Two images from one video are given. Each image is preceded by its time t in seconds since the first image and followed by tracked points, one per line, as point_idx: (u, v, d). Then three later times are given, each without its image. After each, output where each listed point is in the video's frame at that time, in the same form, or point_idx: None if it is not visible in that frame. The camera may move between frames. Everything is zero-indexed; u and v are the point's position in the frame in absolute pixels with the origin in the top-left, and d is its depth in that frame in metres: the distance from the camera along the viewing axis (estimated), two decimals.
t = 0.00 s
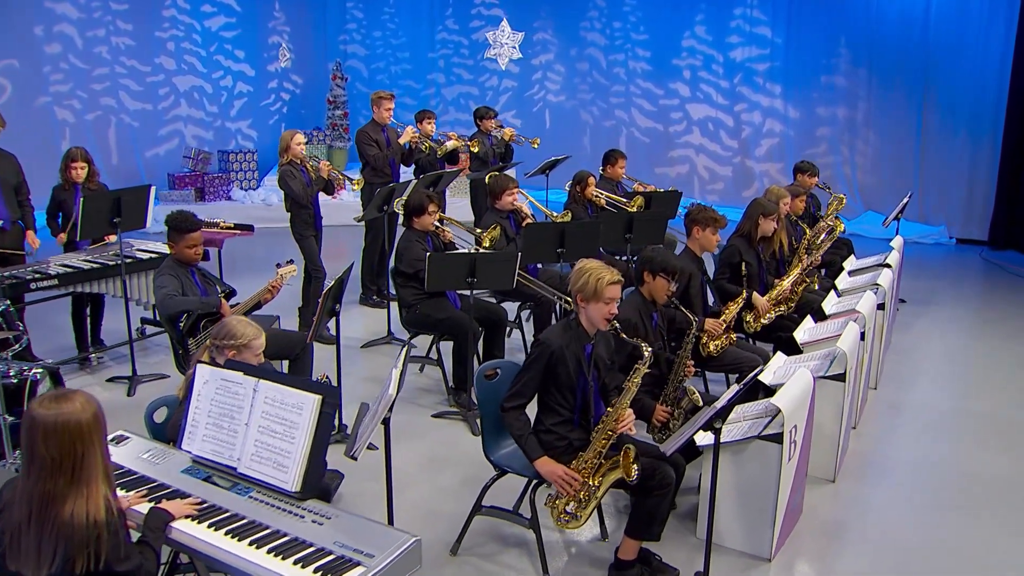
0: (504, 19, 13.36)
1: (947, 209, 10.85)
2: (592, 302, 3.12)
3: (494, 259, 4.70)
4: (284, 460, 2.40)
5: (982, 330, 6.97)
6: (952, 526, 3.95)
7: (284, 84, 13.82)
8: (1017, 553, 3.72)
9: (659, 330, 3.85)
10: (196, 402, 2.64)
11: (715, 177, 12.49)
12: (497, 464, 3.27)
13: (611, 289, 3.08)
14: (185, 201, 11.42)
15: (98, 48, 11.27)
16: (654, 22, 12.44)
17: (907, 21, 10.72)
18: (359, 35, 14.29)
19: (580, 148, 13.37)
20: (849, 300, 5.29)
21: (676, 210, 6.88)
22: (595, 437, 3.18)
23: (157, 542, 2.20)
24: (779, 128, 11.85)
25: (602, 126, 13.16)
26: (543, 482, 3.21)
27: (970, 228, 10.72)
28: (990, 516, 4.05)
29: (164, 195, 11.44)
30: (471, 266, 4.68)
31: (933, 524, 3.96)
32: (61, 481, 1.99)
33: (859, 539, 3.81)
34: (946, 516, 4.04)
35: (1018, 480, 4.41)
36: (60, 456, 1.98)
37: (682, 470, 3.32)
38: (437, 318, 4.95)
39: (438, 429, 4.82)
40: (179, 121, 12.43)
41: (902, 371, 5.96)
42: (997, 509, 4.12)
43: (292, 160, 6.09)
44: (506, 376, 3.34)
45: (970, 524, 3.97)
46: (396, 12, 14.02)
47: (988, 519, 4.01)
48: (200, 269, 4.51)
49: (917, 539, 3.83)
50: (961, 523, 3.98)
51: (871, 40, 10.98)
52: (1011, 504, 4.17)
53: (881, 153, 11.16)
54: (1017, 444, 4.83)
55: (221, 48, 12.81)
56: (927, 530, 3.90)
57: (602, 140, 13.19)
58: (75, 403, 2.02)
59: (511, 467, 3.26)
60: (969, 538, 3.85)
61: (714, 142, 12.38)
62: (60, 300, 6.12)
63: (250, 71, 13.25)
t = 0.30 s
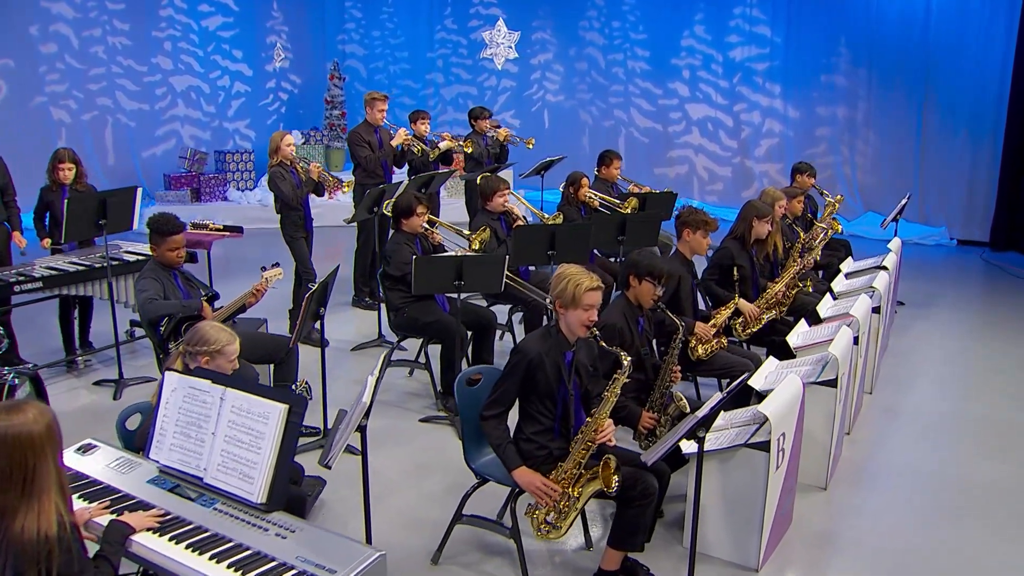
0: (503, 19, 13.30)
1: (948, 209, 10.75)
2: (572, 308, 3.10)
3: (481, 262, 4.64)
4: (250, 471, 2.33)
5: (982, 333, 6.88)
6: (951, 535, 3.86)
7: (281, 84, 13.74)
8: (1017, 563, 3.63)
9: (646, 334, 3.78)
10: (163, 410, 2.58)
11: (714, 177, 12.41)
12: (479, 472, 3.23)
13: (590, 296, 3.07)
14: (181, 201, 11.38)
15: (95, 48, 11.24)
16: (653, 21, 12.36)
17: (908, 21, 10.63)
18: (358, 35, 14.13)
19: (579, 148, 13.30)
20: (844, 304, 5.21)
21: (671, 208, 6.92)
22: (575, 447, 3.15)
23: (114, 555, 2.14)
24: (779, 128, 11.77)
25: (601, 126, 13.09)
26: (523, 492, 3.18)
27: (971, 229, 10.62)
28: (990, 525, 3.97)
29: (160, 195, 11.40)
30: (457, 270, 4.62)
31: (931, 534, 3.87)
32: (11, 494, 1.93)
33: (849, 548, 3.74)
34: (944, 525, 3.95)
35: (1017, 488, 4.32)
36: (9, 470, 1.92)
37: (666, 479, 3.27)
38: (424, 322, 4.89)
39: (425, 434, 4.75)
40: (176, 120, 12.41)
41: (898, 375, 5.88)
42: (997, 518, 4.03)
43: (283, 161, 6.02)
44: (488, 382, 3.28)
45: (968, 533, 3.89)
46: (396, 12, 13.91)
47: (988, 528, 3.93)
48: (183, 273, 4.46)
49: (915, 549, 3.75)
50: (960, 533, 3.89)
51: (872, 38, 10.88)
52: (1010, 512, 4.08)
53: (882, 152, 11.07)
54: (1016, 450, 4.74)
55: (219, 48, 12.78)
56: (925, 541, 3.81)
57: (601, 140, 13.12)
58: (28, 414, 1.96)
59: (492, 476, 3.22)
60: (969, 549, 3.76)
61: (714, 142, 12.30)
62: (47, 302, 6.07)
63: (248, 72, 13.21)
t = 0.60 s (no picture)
0: (502, 19, 13.25)
1: (948, 210, 10.64)
2: (552, 313, 3.05)
3: (467, 266, 4.58)
4: (214, 482, 2.28)
5: (980, 336, 6.79)
6: (944, 545, 3.78)
7: (279, 85, 13.61)
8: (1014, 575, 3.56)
9: (632, 340, 3.72)
10: (129, 419, 2.52)
11: (714, 178, 12.33)
12: (458, 481, 3.18)
13: (570, 300, 3.02)
14: (177, 202, 11.35)
15: (91, 48, 11.20)
16: (652, 21, 12.30)
17: (908, 21, 10.53)
18: (356, 35, 14.00)
19: (577, 148, 13.23)
20: (838, 307, 5.15)
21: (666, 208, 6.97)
22: (555, 455, 3.09)
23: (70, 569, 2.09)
24: (778, 129, 11.68)
25: (600, 126, 13.02)
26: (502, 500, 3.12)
27: (972, 230, 10.49)
28: (990, 534, 3.88)
29: (156, 196, 11.36)
30: (444, 273, 4.56)
31: (926, 543, 3.80)
32: None
33: (838, 557, 3.67)
34: (940, 534, 3.87)
35: (1015, 496, 4.24)
36: None
37: (649, 487, 3.21)
38: (412, 326, 4.84)
39: (411, 438, 4.70)
40: (173, 121, 12.40)
41: (894, 379, 5.80)
42: (994, 527, 3.95)
43: (272, 162, 5.98)
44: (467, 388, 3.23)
45: (964, 543, 3.81)
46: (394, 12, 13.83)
47: (990, 533, 3.89)
48: (165, 275, 4.42)
49: (916, 557, 3.69)
50: (956, 542, 3.81)
51: (872, 37, 10.79)
52: (1009, 520, 4.01)
53: (882, 152, 10.98)
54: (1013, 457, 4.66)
55: (216, 48, 12.76)
56: (921, 549, 3.74)
57: (599, 140, 13.05)
58: None
59: (472, 484, 3.17)
60: (967, 558, 3.68)
61: (713, 142, 12.23)
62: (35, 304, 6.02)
63: (246, 71, 13.19)
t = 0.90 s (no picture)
0: (500, 19, 13.20)
1: (948, 213, 10.48)
2: (532, 317, 2.98)
3: (453, 268, 4.55)
4: (176, 492, 2.23)
5: (978, 340, 6.71)
6: (935, 556, 3.71)
7: (278, 84, 13.76)
8: None
9: (616, 345, 3.66)
10: (94, 428, 2.46)
11: (712, 179, 12.25)
12: (436, 488, 3.13)
13: (550, 304, 2.95)
14: (173, 203, 11.30)
15: (87, 48, 11.14)
16: (651, 20, 12.23)
17: (908, 21, 10.34)
18: (355, 34, 14.15)
19: (576, 149, 13.17)
20: (832, 309, 5.08)
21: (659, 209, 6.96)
22: (534, 463, 3.03)
23: None
24: (778, 129, 11.57)
25: (599, 126, 12.96)
26: (481, 509, 3.06)
27: (972, 232, 10.33)
28: (985, 544, 3.81)
29: (151, 197, 11.31)
30: (429, 275, 4.53)
31: (920, 554, 3.72)
32: None
33: (827, 568, 3.59)
34: (931, 546, 3.78)
35: (1012, 506, 4.15)
36: None
37: (632, 496, 3.15)
38: (398, 329, 4.80)
39: (397, 444, 4.64)
40: (170, 121, 12.38)
41: (889, 384, 5.72)
42: (990, 538, 3.86)
43: (261, 164, 5.94)
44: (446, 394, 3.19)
45: (958, 555, 3.72)
46: (392, 12, 13.85)
47: (992, 536, 3.87)
48: (148, 278, 4.37)
49: (919, 564, 3.65)
50: (952, 553, 3.73)
51: (872, 35, 10.61)
52: (1004, 529, 3.93)
53: (881, 154, 10.82)
54: (1010, 464, 4.58)
55: (214, 47, 12.75)
56: (913, 559, 3.68)
57: (598, 140, 12.99)
58: None
59: (449, 492, 3.12)
60: (965, 568, 3.62)
61: (711, 142, 12.15)
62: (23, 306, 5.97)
63: (244, 71, 13.19)
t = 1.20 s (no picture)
0: (499, 19, 13.14)
1: (948, 213, 10.37)
2: (509, 324, 2.91)
3: (438, 272, 4.52)
4: (137, 504, 2.19)
5: (974, 342, 6.63)
6: (926, 564, 3.66)
7: (277, 84, 13.78)
8: None
9: (598, 351, 3.61)
10: (57, 437, 2.41)
11: (711, 180, 12.18)
12: (413, 496, 3.09)
13: (527, 310, 2.88)
14: (169, 204, 11.27)
15: (84, 49, 11.12)
16: (649, 20, 12.18)
17: (908, 21, 10.23)
18: (353, 34, 14.10)
19: (575, 149, 13.12)
20: (825, 313, 5.00)
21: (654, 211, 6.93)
22: (510, 471, 2.98)
23: None
24: (777, 129, 11.46)
25: (597, 126, 12.89)
26: (457, 517, 3.02)
27: (973, 233, 10.23)
28: (982, 549, 3.78)
29: (148, 197, 11.27)
30: (414, 280, 4.49)
31: (915, 561, 3.67)
32: None
33: None
34: (924, 554, 3.73)
35: (1005, 513, 4.09)
36: None
37: (610, 505, 3.10)
38: (384, 333, 4.76)
39: (382, 448, 4.60)
40: (168, 121, 12.36)
41: (883, 388, 5.66)
42: (982, 547, 3.80)
43: (250, 166, 5.91)
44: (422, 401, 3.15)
45: (949, 564, 3.66)
46: (391, 12, 13.81)
47: (992, 538, 3.86)
48: (131, 282, 4.34)
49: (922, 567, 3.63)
50: (944, 563, 3.67)
51: (871, 34, 10.50)
52: (1001, 533, 3.91)
53: (881, 154, 10.70)
54: (1004, 470, 4.52)
55: (212, 48, 12.75)
56: (904, 567, 3.63)
57: (597, 140, 12.92)
58: None
59: (426, 500, 3.08)
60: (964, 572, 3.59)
61: (710, 143, 12.08)
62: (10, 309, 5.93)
63: (242, 72, 13.19)
